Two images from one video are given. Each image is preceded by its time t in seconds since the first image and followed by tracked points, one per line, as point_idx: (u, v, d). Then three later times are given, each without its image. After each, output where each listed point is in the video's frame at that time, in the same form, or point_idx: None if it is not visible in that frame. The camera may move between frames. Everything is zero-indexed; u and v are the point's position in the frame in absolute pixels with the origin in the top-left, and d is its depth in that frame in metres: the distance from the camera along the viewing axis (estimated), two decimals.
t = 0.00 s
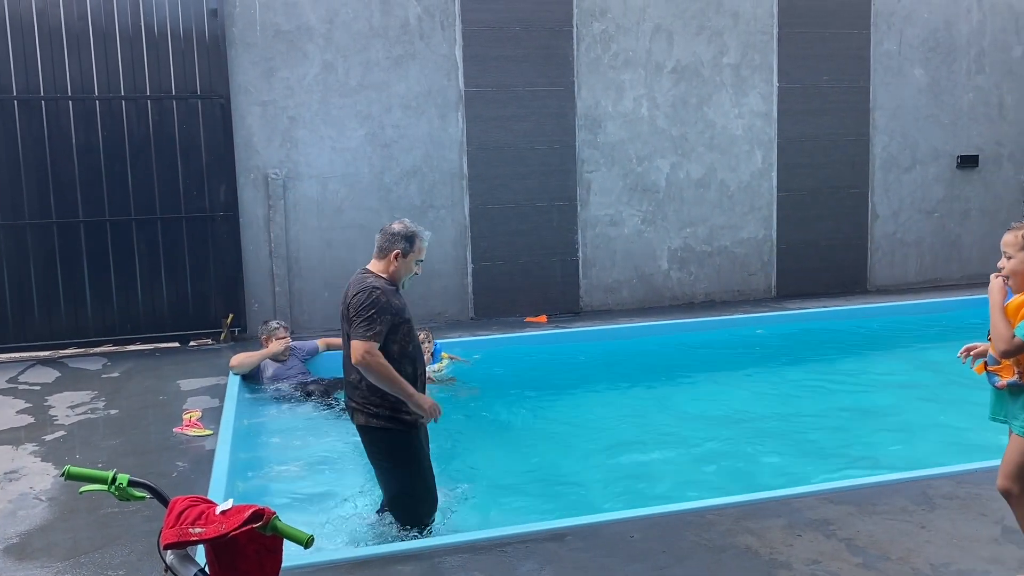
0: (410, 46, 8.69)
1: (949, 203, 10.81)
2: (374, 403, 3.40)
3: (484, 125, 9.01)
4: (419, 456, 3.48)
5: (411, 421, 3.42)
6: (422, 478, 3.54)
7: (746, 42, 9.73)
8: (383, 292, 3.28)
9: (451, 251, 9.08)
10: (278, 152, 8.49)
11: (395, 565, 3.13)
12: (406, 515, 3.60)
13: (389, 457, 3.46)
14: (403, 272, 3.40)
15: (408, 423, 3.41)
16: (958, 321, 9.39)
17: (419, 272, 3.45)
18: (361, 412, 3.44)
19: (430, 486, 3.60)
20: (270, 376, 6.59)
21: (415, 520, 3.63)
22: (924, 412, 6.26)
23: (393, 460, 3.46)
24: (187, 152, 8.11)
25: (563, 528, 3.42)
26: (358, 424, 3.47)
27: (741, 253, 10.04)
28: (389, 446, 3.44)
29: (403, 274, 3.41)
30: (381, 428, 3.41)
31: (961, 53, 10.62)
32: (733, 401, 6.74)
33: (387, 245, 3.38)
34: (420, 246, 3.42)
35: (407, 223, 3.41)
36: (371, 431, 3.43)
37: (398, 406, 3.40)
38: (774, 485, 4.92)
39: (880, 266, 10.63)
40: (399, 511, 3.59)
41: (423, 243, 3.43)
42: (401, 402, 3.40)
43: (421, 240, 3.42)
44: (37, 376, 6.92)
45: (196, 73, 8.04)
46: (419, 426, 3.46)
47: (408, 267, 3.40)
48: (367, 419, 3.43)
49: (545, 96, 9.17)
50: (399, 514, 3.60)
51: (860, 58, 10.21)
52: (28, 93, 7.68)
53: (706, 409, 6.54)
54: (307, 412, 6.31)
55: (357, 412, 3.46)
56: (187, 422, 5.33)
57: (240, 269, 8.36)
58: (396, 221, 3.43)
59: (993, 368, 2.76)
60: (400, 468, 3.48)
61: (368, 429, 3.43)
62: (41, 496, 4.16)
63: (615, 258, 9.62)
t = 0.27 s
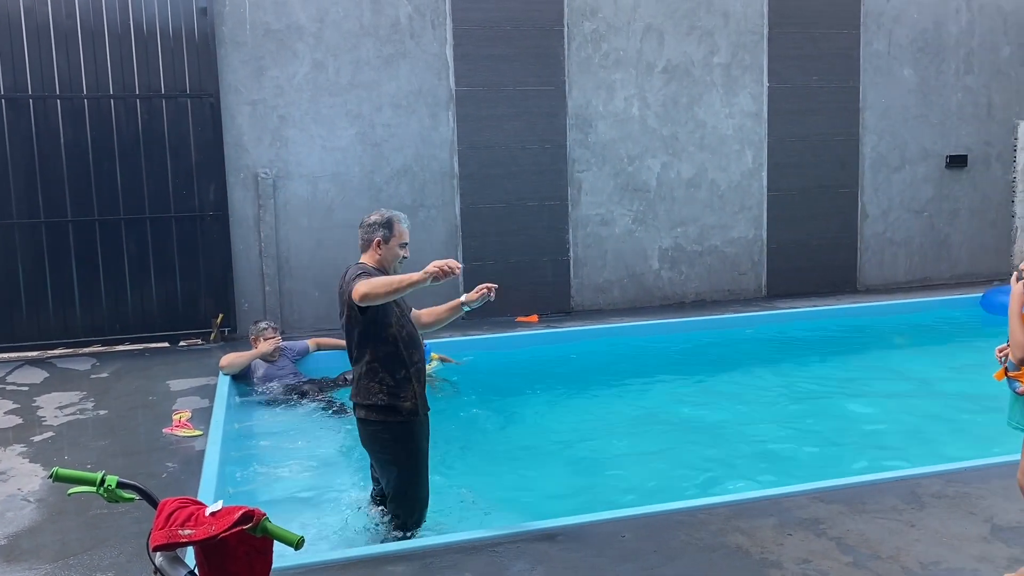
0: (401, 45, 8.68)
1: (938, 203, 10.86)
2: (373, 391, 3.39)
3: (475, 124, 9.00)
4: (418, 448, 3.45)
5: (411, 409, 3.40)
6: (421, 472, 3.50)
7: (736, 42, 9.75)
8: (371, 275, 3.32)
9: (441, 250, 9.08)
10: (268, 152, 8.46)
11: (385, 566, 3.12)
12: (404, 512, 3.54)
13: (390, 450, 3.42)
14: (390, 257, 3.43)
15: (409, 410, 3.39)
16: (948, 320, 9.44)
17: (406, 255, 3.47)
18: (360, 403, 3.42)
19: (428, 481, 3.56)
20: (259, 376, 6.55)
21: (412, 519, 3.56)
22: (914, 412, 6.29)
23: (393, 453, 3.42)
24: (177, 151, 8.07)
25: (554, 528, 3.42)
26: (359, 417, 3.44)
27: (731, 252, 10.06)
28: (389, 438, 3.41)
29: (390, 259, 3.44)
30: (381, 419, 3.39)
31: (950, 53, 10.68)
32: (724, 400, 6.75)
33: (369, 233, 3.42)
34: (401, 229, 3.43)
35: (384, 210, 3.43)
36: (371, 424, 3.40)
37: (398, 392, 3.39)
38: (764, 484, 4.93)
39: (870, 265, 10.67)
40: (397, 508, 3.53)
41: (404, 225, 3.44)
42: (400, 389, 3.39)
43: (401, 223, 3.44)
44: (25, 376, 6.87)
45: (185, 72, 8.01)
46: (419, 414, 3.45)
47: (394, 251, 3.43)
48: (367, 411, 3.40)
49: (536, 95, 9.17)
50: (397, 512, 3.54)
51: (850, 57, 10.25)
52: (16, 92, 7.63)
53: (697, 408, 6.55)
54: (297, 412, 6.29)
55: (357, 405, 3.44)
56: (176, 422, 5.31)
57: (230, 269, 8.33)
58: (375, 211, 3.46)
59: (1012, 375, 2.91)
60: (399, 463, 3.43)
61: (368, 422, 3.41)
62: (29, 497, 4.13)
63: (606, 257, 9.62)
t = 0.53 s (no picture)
0: (390, 44, 8.66)
1: (926, 202, 10.93)
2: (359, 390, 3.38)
3: (465, 123, 8.99)
4: (401, 448, 3.44)
5: (395, 413, 3.39)
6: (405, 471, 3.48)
7: (725, 42, 9.78)
8: (373, 276, 3.33)
9: (431, 249, 9.07)
10: (257, 150, 8.43)
11: (374, 566, 3.12)
12: (386, 510, 3.51)
13: (371, 448, 3.41)
14: (398, 254, 3.43)
15: (392, 414, 3.38)
16: (935, 319, 9.49)
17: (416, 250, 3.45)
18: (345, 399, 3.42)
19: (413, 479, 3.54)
20: (249, 377, 6.52)
21: (397, 519, 3.52)
22: (902, 410, 6.32)
23: (375, 451, 3.41)
24: (165, 150, 8.03)
25: (544, 527, 3.43)
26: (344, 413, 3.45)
27: (720, 251, 10.09)
28: (371, 436, 3.40)
29: (399, 256, 3.44)
30: (364, 418, 3.38)
31: (937, 53, 10.74)
32: (713, 399, 6.77)
33: (378, 233, 3.45)
34: (407, 223, 3.42)
35: (391, 209, 3.45)
36: (354, 420, 3.41)
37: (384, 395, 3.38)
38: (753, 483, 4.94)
39: (858, 264, 10.72)
40: (380, 507, 3.50)
41: (410, 220, 3.43)
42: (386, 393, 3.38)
43: (407, 218, 3.43)
44: (12, 376, 6.83)
45: (173, 70, 7.97)
46: (403, 419, 3.43)
47: (401, 248, 3.42)
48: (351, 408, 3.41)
49: (526, 94, 9.16)
50: (380, 508, 3.51)
51: (838, 57, 10.29)
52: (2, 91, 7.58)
53: (686, 407, 6.58)
54: (286, 412, 6.27)
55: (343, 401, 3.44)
56: (165, 422, 5.28)
57: (219, 268, 8.30)
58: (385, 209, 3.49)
59: None
60: (381, 461, 3.43)
61: (351, 417, 3.41)
62: (15, 498, 4.11)
63: (596, 256, 9.63)
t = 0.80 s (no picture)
0: (379, 43, 8.65)
1: (912, 201, 10.99)
2: (351, 388, 3.39)
3: (454, 122, 8.98)
4: (392, 447, 3.42)
5: (386, 413, 3.38)
6: (399, 472, 3.46)
7: (714, 42, 9.81)
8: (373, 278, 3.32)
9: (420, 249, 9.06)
10: (245, 150, 8.39)
11: (363, 566, 3.11)
12: (384, 506, 3.49)
13: (363, 446, 3.41)
14: (403, 256, 3.39)
15: (382, 415, 3.37)
16: (921, 317, 9.55)
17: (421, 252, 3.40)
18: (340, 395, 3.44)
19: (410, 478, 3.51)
20: (236, 378, 6.51)
21: (394, 518, 3.52)
22: (889, 409, 6.36)
23: (366, 450, 3.41)
24: (152, 149, 7.99)
25: (533, 526, 3.43)
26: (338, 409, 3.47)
27: (708, 251, 10.12)
28: (362, 434, 3.40)
29: (405, 257, 3.39)
30: (354, 416, 3.39)
31: (923, 54, 10.81)
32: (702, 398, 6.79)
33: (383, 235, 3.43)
34: (411, 223, 3.38)
35: (397, 210, 3.42)
36: (346, 418, 3.42)
37: (375, 396, 3.37)
38: (740, 482, 4.96)
39: (846, 264, 10.78)
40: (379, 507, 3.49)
41: (412, 218, 3.39)
42: (377, 393, 3.37)
43: (412, 219, 3.39)
44: None
45: (160, 69, 7.93)
46: (395, 421, 3.42)
47: (405, 249, 3.38)
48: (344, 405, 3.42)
49: (515, 94, 9.16)
50: (376, 506, 3.50)
51: (826, 57, 10.34)
52: None
53: (674, 406, 6.59)
54: (274, 412, 6.25)
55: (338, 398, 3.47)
56: (152, 422, 5.26)
57: (206, 268, 8.27)
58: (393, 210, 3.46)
59: None
60: (373, 459, 3.42)
61: (344, 414, 3.43)
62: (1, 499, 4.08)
63: (585, 256, 9.65)
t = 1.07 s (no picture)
0: (367, 43, 8.63)
1: (899, 202, 11.06)
2: (359, 392, 3.38)
3: (442, 122, 8.98)
4: (391, 452, 3.43)
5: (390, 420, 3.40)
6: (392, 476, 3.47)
7: (701, 42, 9.84)
8: (393, 291, 3.28)
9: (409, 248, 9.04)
10: (232, 149, 8.36)
11: (350, 566, 3.10)
12: (372, 511, 3.47)
13: (362, 450, 3.40)
14: (407, 257, 3.38)
15: (387, 422, 3.39)
16: (907, 317, 9.61)
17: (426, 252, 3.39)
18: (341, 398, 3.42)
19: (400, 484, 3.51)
20: (223, 378, 6.50)
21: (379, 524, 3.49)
22: (875, 408, 6.39)
23: (366, 453, 3.40)
24: (138, 148, 7.94)
25: (521, 526, 3.43)
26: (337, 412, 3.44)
27: (696, 251, 10.15)
28: (363, 438, 3.39)
29: (409, 259, 3.38)
30: (359, 421, 3.38)
31: (909, 55, 10.87)
32: (689, 398, 6.81)
33: (385, 236, 3.41)
34: (413, 222, 3.37)
35: (397, 210, 3.41)
36: (347, 421, 3.40)
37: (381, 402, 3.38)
38: (727, 481, 4.98)
39: (833, 263, 10.82)
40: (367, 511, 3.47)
41: (414, 218, 3.38)
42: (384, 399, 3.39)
43: (413, 217, 3.39)
44: None
45: (147, 68, 7.89)
46: (396, 427, 3.44)
47: (410, 250, 3.37)
48: (345, 408, 3.40)
49: (503, 93, 9.16)
50: (366, 510, 3.48)
51: (813, 58, 10.38)
52: None
53: (662, 405, 6.61)
54: (261, 411, 6.23)
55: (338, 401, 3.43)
56: (139, 423, 5.23)
57: (193, 268, 8.23)
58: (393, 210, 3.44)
59: None
60: (371, 463, 3.40)
61: (344, 417, 3.41)
62: None
63: (573, 255, 9.66)
